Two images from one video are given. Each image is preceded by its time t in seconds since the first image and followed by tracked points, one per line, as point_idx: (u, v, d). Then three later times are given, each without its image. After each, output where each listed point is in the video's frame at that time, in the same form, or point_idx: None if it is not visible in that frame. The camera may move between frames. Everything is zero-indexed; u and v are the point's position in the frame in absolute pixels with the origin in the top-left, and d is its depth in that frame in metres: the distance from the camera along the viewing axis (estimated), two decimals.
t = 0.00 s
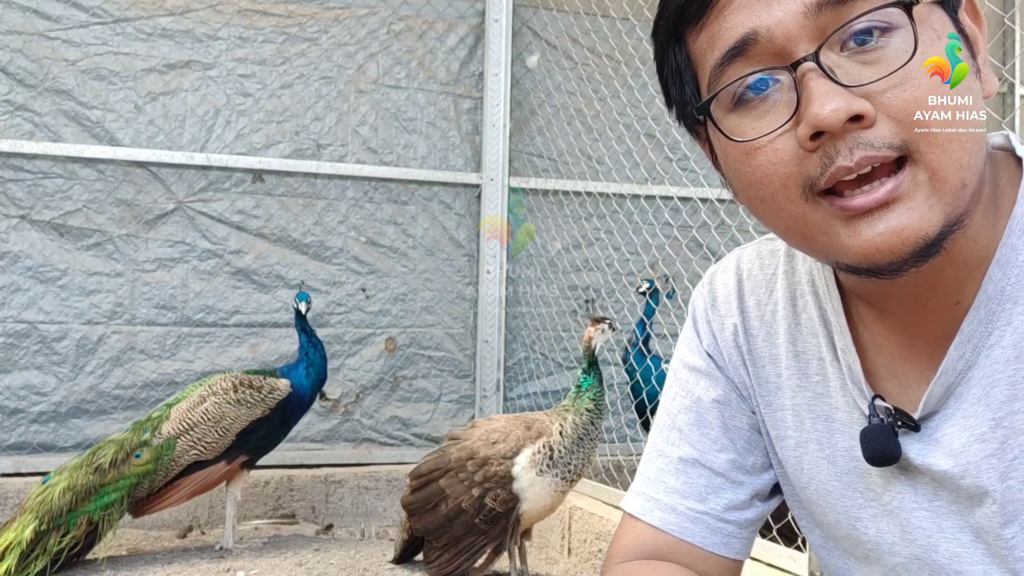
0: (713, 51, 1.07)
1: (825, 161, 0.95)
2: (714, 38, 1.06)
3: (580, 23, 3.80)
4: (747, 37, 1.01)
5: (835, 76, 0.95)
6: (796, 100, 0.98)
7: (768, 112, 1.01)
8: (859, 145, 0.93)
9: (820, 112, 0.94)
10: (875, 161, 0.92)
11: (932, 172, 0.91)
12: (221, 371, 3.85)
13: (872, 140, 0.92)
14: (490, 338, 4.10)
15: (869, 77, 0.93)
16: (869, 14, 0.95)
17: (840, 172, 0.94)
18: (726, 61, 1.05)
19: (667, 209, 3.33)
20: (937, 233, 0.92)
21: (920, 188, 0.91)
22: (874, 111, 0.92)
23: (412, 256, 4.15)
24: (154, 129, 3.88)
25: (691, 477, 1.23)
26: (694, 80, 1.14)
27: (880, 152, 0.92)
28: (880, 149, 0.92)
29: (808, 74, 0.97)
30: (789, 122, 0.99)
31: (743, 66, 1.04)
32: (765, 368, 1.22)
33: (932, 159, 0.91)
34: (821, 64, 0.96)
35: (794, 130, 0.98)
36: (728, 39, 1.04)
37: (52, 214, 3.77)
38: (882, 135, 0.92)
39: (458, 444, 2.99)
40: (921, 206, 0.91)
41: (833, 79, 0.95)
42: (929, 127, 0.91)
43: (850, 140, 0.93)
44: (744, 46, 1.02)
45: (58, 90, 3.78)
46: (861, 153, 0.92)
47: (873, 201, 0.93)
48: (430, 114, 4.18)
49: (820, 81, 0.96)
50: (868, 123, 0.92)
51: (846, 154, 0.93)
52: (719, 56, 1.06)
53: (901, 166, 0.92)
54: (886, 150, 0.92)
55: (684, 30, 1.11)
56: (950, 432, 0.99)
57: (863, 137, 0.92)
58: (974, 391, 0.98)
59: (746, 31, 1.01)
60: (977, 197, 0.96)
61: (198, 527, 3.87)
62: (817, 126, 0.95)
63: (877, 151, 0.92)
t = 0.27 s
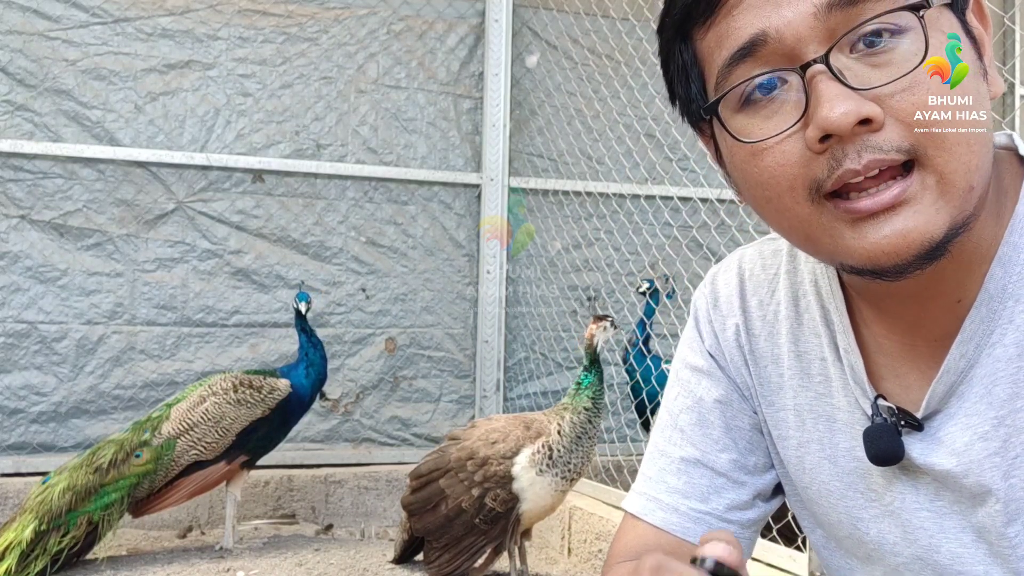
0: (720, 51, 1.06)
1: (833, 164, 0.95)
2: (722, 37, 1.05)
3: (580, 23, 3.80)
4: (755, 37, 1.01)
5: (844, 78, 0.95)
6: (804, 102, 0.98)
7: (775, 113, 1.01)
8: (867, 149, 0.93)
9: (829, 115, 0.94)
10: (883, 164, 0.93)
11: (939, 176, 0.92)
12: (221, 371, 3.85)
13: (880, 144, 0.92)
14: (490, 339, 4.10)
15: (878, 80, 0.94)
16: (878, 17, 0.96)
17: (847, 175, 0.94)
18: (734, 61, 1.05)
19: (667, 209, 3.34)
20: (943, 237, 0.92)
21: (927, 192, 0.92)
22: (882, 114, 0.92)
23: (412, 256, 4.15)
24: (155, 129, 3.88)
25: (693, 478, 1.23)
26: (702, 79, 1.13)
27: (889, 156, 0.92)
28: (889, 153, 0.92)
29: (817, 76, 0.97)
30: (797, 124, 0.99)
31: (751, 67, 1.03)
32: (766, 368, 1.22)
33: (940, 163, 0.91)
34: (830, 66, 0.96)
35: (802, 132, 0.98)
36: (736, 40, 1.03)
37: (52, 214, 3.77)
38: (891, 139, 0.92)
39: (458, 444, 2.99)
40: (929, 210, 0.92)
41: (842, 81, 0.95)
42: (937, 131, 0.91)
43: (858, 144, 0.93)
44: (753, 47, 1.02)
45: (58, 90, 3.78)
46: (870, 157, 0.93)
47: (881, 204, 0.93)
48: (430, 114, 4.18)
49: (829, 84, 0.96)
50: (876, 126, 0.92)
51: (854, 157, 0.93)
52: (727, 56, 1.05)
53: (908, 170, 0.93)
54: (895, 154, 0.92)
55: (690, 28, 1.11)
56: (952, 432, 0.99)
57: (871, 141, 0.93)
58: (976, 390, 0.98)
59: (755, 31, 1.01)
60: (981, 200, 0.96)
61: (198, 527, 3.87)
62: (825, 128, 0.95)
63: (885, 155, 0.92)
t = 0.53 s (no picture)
0: (720, 50, 1.07)
1: (830, 161, 0.95)
2: (722, 37, 1.06)
3: (580, 23, 3.80)
4: (755, 37, 1.02)
5: (842, 77, 0.95)
6: (803, 101, 0.98)
7: (774, 112, 1.02)
8: (864, 146, 0.93)
9: (826, 113, 0.94)
10: (880, 161, 0.92)
11: (936, 173, 0.91)
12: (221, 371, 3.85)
13: (877, 141, 0.92)
14: (490, 338, 4.11)
15: (876, 78, 0.94)
16: (877, 17, 0.96)
17: (844, 172, 0.94)
18: (734, 61, 1.05)
19: (667, 209, 3.37)
20: (940, 234, 0.92)
21: (924, 189, 0.92)
22: (880, 112, 0.92)
23: (412, 256, 4.15)
24: (155, 129, 3.88)
25: (693, 478, 1.23)
26: (701, 78, 1.14)
27: (885, 153, 0.92)
28: (885, 150, 0.92)
29: (815, 75, 0.97)
30: (795, 122, 0.99)
31: (751, 66, 1.04)
32: (766, 369, 1.22)
33: (937, 161, 0.91)
34: (828, 65, 0.96)
35: (800, 130, 0.99)
36: (736, 40, 1.04)
37: (52, 214, 3.77)
38: (887, 137, 0.92)
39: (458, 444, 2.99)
40: (924, 207, 0.92)
41: (841, 80, 0.95)
42: (935, 130, 0.91)
43: (855, 141, 0.93)
44: (753, 46, 1.02)
45: (58, 90, 3.78)
46: (867, 154, 0.93)
47: (877, 201, 0.93)
48: (430, 114, 4.18)
49: (827, 82, 0.96)
50: (873, 124, 0.92)
51: (850, 155, 0.93)
52: (727, 56, 1.06)
53: (905, 167, 0.93)
54: (892, 151, 0.92)
55: (690, 28, 1.11)
56: (952, 433, 0.99)
57: (867, 138, 0.93)
58: (976, 391, 0.98)
59: (754, 31, 1.01)
60: (979, 199, 0.96)
61: (198, 527, 3.87)
62: (823, 126, 0.95)
63: (882, 152, 0.92)
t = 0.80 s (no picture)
0: (720, 51, 1.06)
1: (828, 164, 0.95)
2: (721, 38, 1.05)
3: (580, 23, 3.80)
4: (754, 38, 1.01)
5: (841, 79, 0.95)
6: (802, 103, 0.98)
7: (773, 113, 1.01)
8: (862, 149, 0.93)
9: (825, 116, 0.94)
10: (877, 165, 0.92)
11: (934, 177, 0.91)
12: (221, 371, 3.85)
13: (875, 144, 0.92)
14: (490, 339, 4.10)
15: (876, 81, 0.93)
16: (878, 19, 0.95)
17: (842, 175, 0.94)
18: (733, 62, 1.04)
19: (667, 209, 3.36)
20: (936, 238, 0.92)
21: (921, 193, 0.92)
22: (878, 115, 0.92)
23: (412, 256, 4.14)
24: (155, 129, 3.88)
25: (693, 478, 1.23)
26: (700, 77, 1.13)
27: (884, 156, 0.92)
28: (883, 153, 0.92)
29: (815, 77, 0.97)
30: (794, 124, 0.99)
31: (749, 67, 1.03)
32: (766, 369, 1.22)
33: (935, 164, 0.91)
34: (828, 67, 0.96)
35: (798, 132, 0.98)
36: (735, 42, 1.03)
37: (52, 214, 3.77)
38: (886, 140, 0.92)
39: (458, 444, 2.99)
40: (922, 211, 0.92)
41: (840, 82, 0.95)
42: (934, 133, 0.91)
43: (854, 144, 0.93)
44: (752, 49, 1.02)
45: (58, 90, 3.78)
46: (865, 158, 0.93)
47: (874, 204, 0.93)
48: (430, 114, 4.18)
49: (826, 85, 0.95)
50: (872, 127, 0.92)
51: (848, 158, 0.93)
52: (726, 57, 1.05)
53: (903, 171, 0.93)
54: (889, 154, 0.92)
55: (690, 28, 1.11)
56: (951, 433, 0.99)
57: (866, 141, 0.93)
58: (975, 391, 0.98)
59: (754, 33, 1.01)
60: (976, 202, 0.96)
61: (197, 527, 3.87)
62: (822, 129, 0.95)
63: (880, 155, 0.92)
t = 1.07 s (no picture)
0: (722, 50, 1.06)
1: (828, 163, 0.95)
2: (724, 37, 1.05)
3: (580, 23, 3.80)
4: (757, 37, 1.01)
5: (843, 79, 0.95)
6: (803, 102, 0.98)
7: (774, 111, 1.01)
8: (863, 149, 0.93)
9: (827, 115, 0.94)
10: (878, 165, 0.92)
11: (934, 177, 0.91)
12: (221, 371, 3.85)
13: (876, 144, 0.92)
14: (490, 338, 4.10)
15: (877, 82, 0.93)
16: (881, 19, 0.95)
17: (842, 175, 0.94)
18: (735, 61, 1.04)
19: (667, 209, 3.37)
20: (935, 238, 0.92)
21: (921, 193, 0.92)
22: (880, 115, 0.92)
23: (412, 256, 4.14)
24: (154, 129, 3.88)
25: (693, 479, 1.23)
26: (702, 76, 1.13)
27: (884, 156, 0.92)
28: (884, 154, 0.92)
29: (817, 75, 0.96)
30: (795, 123, 0.99)
31: (751, 66, 1.03)
32: (766, 369, 1.22)
33: (935, 165, 0.91)
34: (830, 66, 0.96)
35: (799, 131, 0.98)
36: (738, 41, 1.03)
37: (52, 214, 3.77)
38: (887, 140, 0.92)
39: (458, 443, 2.99)
40: (921, 211, 0.92)
41: (842, 81, 0.95)
42: (936, 134, 0.91)
43: (855, 143, 0.93)
44: (754, 47, 1.02)
45: (58, 89, 3.78)
46: (865, 157, 0.92)
47: (873, 204, 0.93)
48: (430, 114, 4.18)
49: (828, 84, 0.95)
50: (873, 127, 0.92)
51: (849, 157, 0.93)
52: (729, 56, 1.05)
53: (903, 171, 0.93)
54: (890, 154, 0.92)
55: (692, 26, 1.11)
56: (952, 433, 0.99)
57: (867, 141, 0.93)
58: (975, 392, 0.98)
59: (757, 32, 1.01)
60: (975, 204, 0.96)
61: (197, 527, 3.86)
62: (823, 128, 0.95)
63: (880, 155, 0.92)
